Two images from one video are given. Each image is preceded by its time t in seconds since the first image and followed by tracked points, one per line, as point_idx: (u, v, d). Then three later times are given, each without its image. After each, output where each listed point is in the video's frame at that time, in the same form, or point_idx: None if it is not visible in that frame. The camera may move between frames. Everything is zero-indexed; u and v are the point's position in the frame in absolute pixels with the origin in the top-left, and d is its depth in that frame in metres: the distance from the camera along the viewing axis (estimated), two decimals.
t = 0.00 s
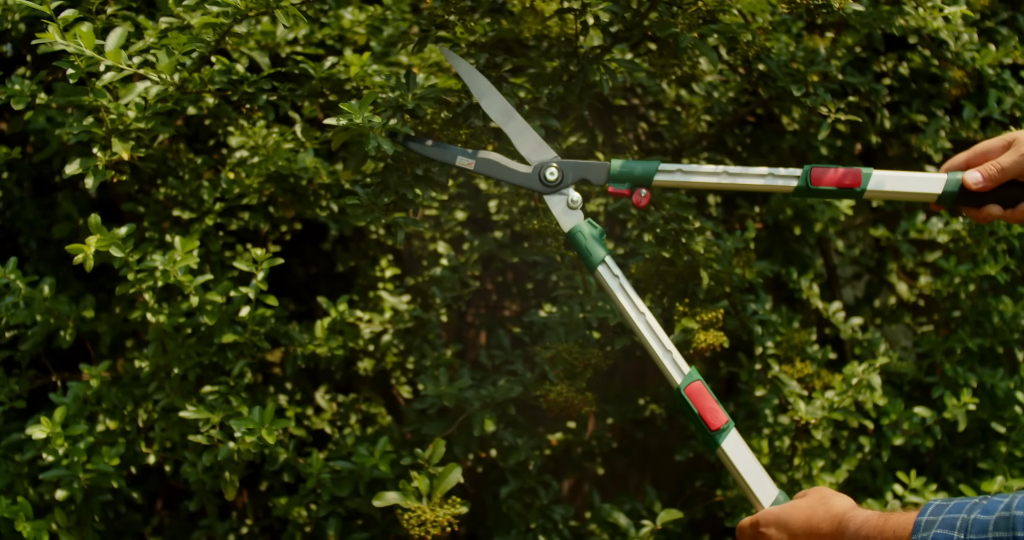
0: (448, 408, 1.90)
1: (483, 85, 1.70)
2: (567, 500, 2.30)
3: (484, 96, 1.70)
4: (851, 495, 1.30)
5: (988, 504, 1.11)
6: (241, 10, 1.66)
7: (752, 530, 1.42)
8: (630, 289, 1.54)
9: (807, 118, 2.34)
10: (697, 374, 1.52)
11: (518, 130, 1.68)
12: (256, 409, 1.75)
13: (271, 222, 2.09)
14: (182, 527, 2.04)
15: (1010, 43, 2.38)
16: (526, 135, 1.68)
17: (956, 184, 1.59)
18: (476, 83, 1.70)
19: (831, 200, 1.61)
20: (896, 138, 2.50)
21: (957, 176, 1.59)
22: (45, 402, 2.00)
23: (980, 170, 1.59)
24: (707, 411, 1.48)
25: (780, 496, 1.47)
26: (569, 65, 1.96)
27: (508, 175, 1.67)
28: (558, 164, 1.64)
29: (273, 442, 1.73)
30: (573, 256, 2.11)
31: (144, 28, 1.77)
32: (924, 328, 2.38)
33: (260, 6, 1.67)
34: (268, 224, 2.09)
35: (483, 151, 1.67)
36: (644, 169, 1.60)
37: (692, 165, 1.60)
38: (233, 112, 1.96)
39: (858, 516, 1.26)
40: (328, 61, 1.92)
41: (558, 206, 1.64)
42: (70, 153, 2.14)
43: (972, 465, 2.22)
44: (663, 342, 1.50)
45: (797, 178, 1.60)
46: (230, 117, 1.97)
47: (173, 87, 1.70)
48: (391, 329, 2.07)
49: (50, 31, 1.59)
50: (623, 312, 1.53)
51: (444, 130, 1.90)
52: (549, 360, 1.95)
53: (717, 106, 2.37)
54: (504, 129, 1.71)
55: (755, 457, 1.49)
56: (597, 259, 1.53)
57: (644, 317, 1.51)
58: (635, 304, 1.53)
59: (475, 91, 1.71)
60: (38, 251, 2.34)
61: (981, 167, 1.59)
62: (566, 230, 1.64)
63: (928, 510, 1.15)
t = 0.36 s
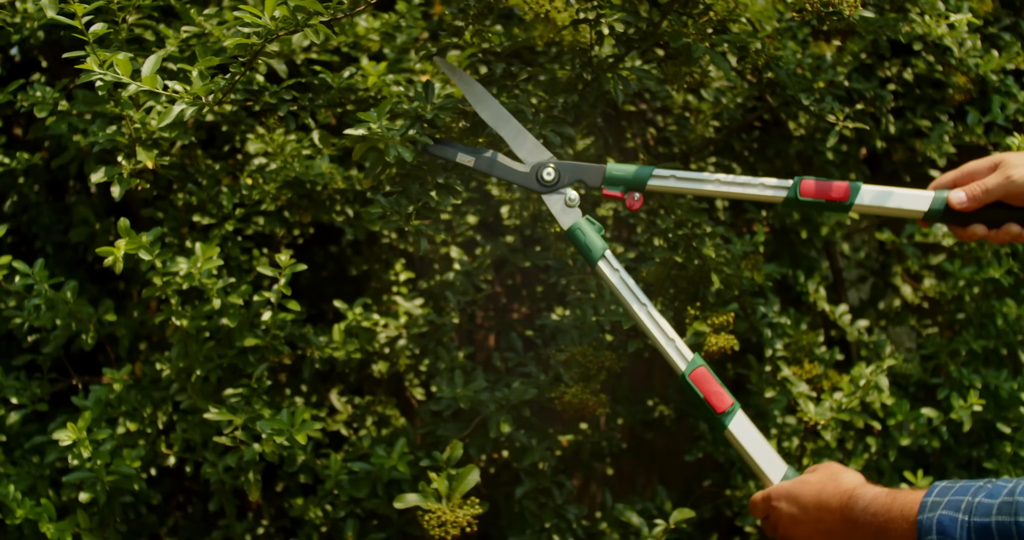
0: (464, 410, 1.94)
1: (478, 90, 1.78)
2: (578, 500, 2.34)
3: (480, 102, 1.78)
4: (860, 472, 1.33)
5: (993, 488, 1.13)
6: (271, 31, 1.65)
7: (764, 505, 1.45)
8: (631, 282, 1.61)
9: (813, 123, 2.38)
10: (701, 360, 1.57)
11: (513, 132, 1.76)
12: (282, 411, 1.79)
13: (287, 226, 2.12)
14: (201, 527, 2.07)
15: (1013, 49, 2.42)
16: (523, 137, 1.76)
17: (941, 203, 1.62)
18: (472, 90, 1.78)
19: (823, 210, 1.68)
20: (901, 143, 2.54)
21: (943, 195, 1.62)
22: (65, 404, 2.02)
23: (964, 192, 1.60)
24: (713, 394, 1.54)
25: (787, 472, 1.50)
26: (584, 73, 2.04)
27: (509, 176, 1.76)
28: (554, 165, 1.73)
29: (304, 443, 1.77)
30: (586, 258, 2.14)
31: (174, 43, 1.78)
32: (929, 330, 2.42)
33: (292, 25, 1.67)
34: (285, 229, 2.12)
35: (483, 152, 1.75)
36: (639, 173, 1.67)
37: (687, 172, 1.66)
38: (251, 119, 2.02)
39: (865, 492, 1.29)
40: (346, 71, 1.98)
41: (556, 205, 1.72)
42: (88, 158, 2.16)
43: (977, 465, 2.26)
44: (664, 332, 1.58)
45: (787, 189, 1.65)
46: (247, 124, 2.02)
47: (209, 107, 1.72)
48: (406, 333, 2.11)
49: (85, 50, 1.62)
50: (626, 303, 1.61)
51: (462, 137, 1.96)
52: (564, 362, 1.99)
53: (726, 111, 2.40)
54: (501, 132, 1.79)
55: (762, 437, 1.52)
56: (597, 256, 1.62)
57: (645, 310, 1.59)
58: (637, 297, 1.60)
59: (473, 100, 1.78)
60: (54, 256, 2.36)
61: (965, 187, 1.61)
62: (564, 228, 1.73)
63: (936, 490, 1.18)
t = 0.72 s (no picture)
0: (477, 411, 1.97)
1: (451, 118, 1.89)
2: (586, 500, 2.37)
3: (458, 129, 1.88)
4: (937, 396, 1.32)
5: None
6: (291, 21, 1.67)
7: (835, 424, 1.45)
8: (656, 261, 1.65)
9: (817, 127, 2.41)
10: (742, 313, 1.61)
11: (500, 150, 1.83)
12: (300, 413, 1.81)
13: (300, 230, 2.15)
14: (215, 529, 2.09)
15: (1014, 52, 2.45)
16: (505, 149, 1.83)
17: (922, 273, 1.55)
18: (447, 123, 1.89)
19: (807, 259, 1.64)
20: (903, 146, 2.56)
21: (926, 265, 1.55)
22: (80, 408, 2.03)
23: (944, 266, 1.52)
24: (762, 344, 1.57)
25: (851, 397, 1.53)
26: (593, 78, 2.06)
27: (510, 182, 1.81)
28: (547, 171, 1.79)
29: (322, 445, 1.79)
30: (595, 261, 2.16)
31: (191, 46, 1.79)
32: (932, 331, 2.46)
33: (314, 19, 1.70)
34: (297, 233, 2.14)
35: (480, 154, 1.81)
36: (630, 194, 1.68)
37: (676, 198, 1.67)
38: (263, 124, 2.03)
39: (944, 420, 1.29)
40: (359, 77, 2.01)
41: (558, 207, 1.79)
42: (101, 164, 2.16)
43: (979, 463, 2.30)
44: (701, 298, 1.60)
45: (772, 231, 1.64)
46: (259, 130, 2.04)
47: (221, 93, 1.72)
48: (418, 335, 2.13)
49: (109, 57, 1.66)
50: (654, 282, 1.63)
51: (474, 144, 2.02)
52: (575, 363, 2.03)
53: (732, 116, 2.42)
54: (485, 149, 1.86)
55: (818, 370, 1.56)
56: (615, 242, 1.64)
57: (677, 281, 1.62)
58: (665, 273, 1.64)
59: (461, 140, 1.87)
60: (66, 259, 2.36)
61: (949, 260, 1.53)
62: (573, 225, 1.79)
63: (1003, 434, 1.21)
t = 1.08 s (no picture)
0: (487, 413, 2.00)
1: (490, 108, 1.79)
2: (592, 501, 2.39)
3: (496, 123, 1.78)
4: (949, 435, 1.35)
5: None
6: (308, 18, 1.67)
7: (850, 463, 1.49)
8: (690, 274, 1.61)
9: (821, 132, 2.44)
10: (773, 336, 1.58)
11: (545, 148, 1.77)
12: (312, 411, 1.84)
13: (308, 234, 2.16)
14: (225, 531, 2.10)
15: (1013, 59, 2.48)
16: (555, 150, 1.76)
17: (965, 282, 1.52)
18: (486, 114, 1.79)
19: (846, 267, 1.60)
20: (903, 151, 2.59)
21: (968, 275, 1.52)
22: (90, 411, 2.04)
23: (990, 273, 1.50)
24: (791, 370, 1.55)
25: (872, 431, 1.52)
26: (602, 84, 2.08)
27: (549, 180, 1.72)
28: (591, 173, 1.72)
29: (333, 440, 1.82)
30: (602, 265, 2.19)
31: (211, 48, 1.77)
32: (932, 333, 2.49)
33: (329, 17, 1.70)
34: (306, 237, 2.16)
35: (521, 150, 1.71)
36: (675, 197, 1.64)
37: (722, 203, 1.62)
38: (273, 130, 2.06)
39: (957, 459, 1.32)
40: (371, 76, 2.04)
41: (599, 209, 1.71)
42: (111, 168, 2.16)
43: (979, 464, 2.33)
44: (734, 318, 1.58)
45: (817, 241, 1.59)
46: (270, 135, 2.06)
47: (236, 84, 1.73)
48: (427, 338, 2.16)
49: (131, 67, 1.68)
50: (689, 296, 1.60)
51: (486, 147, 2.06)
52: (583, 366, 2.06)
53: (736, 121, 2.45)
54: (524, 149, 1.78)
55: (844, 400, 1.54)
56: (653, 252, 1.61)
57: (711, 298, 1.58)
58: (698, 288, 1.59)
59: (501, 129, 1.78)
60: (74, 262, 2.35)
61: (991, 271, 1.50)
62: (611, 233, 1.72)
63: (1014, 471, 1.24)
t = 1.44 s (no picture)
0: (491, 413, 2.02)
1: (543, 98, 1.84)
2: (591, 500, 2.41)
3: (550, 112, 1.83)
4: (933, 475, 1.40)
5: None
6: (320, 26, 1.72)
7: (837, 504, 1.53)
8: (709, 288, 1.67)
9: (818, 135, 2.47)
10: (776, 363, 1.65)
11: (586, 142, 1.81)
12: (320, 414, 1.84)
13: (311, 236, 2.18)
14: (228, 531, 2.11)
15: (1006, 64, 2.52)
16: (594, 146, 1.81)
17: (1004, 235, 1.66)
18: (543, 102, 1.83)
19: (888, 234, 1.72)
20: (898, 154, 2.63)
21: (1006, 227, 1.66)
22: (94, 411, 2.04)
23: None
24: (790, 398, 1.62)
25: (858, 472, 1.59)
26: (607, 87, 2.12)
27: (584, 182, 1.79)
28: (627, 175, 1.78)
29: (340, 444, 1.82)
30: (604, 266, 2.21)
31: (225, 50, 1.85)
32: (926, 334, 2.53)
33: (341, 24, 1.77)
34: (309, 238, 2.18)
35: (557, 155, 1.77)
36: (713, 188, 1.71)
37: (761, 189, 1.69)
38: (278, 132, 2.08)
39: (942, 496, 1.36)
40: (377, 80, 2.07)
41: (630, 212, 1.78)
42: (115, 169, 2.16)
43: (973, 463, 2.37)
44: (742, 338, 1.62)
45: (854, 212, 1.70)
46: (275, 137, 2.08)
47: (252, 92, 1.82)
48: (431, 338, 2.18)
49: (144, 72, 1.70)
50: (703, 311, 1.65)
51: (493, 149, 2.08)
52: (587, 367, 2.10)
53: (734, 125, 2.47)
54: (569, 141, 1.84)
55: (835, 437, 1.61)
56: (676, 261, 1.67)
57: (723, 315, 1.63)
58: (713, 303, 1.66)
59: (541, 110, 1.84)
60: (77, 263, 2.33)
61: None
62: (638, 235, 1.78)
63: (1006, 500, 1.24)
